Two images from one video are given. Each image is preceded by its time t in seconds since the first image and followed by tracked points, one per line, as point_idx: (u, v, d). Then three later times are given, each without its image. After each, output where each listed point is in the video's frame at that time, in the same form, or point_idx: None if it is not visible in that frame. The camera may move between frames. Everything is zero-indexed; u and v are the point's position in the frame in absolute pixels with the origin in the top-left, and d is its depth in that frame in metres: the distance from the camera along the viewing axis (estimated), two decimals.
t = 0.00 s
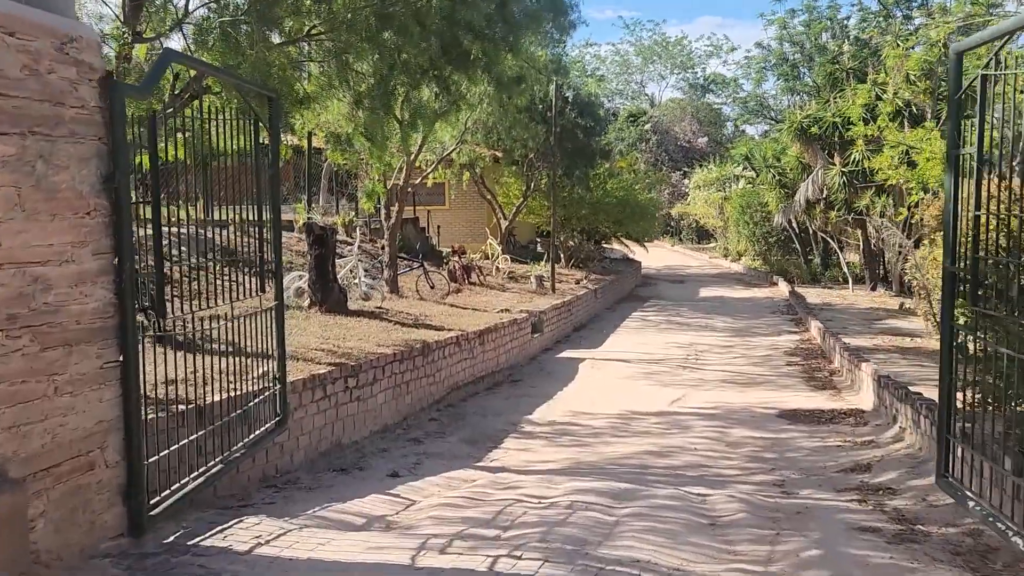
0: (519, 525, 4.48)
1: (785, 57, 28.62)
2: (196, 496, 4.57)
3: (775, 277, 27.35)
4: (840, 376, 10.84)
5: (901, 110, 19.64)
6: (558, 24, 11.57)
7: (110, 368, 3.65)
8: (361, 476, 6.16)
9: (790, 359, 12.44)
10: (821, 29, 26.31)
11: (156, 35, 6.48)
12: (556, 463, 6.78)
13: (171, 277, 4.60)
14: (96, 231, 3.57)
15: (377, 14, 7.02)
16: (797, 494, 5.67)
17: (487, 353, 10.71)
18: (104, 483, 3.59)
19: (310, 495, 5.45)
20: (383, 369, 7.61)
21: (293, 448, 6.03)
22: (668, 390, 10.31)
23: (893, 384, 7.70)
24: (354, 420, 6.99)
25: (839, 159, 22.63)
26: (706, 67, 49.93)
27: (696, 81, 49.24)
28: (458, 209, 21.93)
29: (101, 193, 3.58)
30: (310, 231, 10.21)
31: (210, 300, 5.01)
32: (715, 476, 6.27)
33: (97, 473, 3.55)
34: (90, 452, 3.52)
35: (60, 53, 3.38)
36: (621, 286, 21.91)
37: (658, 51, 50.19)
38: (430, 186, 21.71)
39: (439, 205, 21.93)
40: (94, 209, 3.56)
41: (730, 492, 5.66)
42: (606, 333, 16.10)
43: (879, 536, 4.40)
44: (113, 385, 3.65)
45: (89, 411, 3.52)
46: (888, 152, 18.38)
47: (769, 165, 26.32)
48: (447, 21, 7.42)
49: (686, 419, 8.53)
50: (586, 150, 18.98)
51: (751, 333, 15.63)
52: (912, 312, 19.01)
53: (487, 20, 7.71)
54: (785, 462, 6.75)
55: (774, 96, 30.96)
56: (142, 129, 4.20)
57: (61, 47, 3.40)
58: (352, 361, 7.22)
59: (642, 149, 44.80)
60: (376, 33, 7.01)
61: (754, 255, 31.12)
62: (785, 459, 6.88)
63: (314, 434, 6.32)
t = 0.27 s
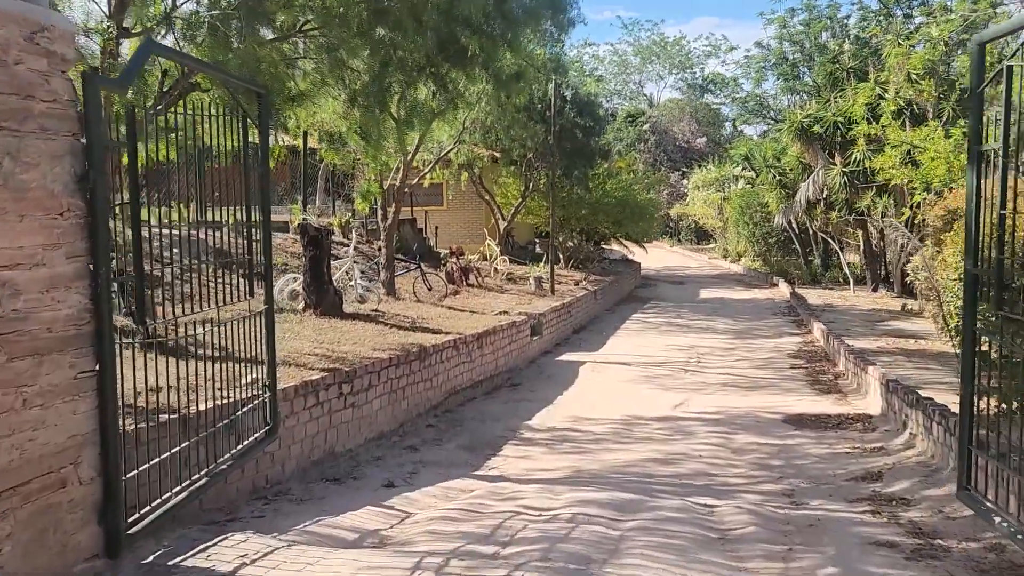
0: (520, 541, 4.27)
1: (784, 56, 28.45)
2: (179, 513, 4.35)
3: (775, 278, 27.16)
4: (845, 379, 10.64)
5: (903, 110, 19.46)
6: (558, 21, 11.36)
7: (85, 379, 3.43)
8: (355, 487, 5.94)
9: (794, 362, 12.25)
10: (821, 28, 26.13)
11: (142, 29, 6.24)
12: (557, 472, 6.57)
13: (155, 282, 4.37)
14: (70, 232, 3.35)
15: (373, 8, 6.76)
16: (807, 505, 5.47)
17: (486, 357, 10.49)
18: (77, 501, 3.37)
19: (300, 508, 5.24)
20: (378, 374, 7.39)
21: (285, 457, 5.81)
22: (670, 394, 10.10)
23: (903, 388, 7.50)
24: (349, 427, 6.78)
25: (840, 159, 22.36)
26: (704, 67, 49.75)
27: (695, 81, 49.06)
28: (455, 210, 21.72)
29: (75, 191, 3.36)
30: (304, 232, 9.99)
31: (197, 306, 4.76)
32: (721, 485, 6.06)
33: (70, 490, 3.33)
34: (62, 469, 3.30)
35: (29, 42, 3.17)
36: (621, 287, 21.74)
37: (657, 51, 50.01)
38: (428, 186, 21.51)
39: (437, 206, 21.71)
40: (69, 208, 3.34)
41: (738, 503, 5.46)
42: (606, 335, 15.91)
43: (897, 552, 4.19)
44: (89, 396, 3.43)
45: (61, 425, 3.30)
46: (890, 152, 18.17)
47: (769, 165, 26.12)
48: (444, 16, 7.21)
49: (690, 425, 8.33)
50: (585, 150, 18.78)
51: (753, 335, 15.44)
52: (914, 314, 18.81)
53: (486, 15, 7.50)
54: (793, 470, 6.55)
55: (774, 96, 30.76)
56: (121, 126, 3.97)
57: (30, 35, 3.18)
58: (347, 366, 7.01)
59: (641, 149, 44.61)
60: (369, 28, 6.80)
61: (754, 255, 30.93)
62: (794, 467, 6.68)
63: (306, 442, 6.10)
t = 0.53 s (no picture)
0: (516, 559, 4.03)
1: (787, 55, 28.21)
2: (156, 528, 4.12)
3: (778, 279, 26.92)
4: (851, 383, 10.40)
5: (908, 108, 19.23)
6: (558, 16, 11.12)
7: (49, 389, 3.18)
8: (346, 497, 5.71)
9: (799, 365, 12.01)
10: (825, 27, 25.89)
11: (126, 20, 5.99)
12: (556, 481, 6.33)
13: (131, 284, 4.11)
14: (34, 231, 3.10)
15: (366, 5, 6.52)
16: (818, 518, 5.23)
17: (484, 360, 10.26)
18: (41, 519, 3.13)
19: (286, 521, 5.00)
20: (372, 378, 7.15)
21: (273, 466, 5.58)
22: (673, 398, 9.86)
23: (914, 394, 7.26)
24: (341, 434, 6.54)
25: (844, 159, 22.09)
26: (706, 67, 49.55)
27: (696, 81, 48.82)
28: (455, 210, 21.48)
29: (39, 185, 3.12)
30: (299, 231, 9.76)
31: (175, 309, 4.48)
32: (727, 496, 5.82)
33: (31, 509, 3.08)
34: (24, 485, 3.06)
35: None
36: (622, 288, 21.51)
37: (658, 51, 49.74)
38: (427, 186, 21.28)
39: (437, 206, 21.49)
40: (32, 204, 3.10)
41: (745, 516, 5.22)
42: (607, 337, 15.68)
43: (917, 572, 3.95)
44: (55, 407, 3.19)
45: (22, 438, 3.06)
46: (894, 151, 17.95)
47: (772, 165, 25.87)
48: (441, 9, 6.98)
49: (693, 431, 8.09)
50: (586, 149, 18.54)
51: (756, 337, 15.21)
52: (919, 315, 18.57)
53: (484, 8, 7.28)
54: (802, 480, 6.32)
55: (777, 95, 30.52)
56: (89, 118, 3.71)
57: None
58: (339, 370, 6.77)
59: (642, 149, 44.40)
60: (358, 19, 6.58)
61: (756, 256, 30.70)
62: (802, 476, 6.45)
63: (295, 451, 5.87)
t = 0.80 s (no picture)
0: None
1: (790, 53, 27.98)
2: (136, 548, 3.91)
3: (780, 278, 26.68)
4: (859, 387, 10.17)
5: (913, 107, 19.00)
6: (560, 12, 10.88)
7: (16, 407, 2.94)
8: (338, 509, 5.50)
9: (804, 368, 11.80)
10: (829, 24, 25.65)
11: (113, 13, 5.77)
12: (558, 492, 6.10)
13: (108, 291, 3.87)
14: None
15: None
16: (831, 533, 5.01)
17: (483, 363, 10.04)
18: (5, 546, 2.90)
19: (276, 537, 4.79)
20: (367, 384, 6.93)
21: (263, 478, 5.37)
22: (676, 403, 9.63)
23: (928, 401, 7.04)
24: (334, 442, 6.33)
25: (847, 157, 21.81)
26: (707, 65, 49.30)
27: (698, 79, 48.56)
28: (454, 209, 21.26)
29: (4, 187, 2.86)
30: (294, 232, 9.53)
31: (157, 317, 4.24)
32: (736, 509, 5.60)
33: None
34: None
35: None
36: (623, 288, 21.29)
37: (659, 48, 49.45)
38: (426, 184, 21.06)
39: (436, 205, 21.27)
40: None
41: (755, 532, 4.99)
42: (608, 338, 15.46)
43: None
44: (21, 428, 2.94)
45: None
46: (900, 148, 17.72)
47: (775, 164, 25.62)
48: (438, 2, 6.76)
49: (698, 438, 7.86)
50: (586, 147, 18.31)
51: (759, 338, 14.99)
52: (924, 316, 18.33)
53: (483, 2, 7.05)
54: (811, 490, 6.10)
55: (780, 93, 30.26)
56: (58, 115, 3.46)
57: None
58: (334, 377, 6.56)
59: (643, 147, 44.15)
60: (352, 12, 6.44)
61: (758, 255, 30.46)
62: (812, 486, 6.23)
63: (286, 461, 5.65)
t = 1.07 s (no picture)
0: None
1: (791, 51, 27.76)
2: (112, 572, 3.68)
3: (781, 278, 26.47)
4: (865, 391, 9.95)
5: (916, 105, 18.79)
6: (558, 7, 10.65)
7: None
8: (330, 524, 5.27)
9: (808, 370, 11.56)
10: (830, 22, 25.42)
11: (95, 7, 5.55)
12: (559, 504, 5.88)
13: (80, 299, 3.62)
14: None
15: None
16: (845, 549, 4.78)
17: (482, 367, 9.82)
18: None
19: (263, 556, 4.56)
20: (361, 391, 6.70)
21: (251, 491, 5.14)
22: (679, 408, 9.41)
23: (940, 408, 6.83)
24: (327, 453, 6.10)
25: (849, 156, 21.58)
26: (707, 64, 49.09)
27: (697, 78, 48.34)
28: (452, 209, 21.04)
29: None
30: (288, 234, 9.31)
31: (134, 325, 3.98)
32: (743, 522, 5.38)
33: None
34: None
35: None
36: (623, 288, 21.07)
37: (658, 48, 49.21)
38: (424, 184, 20.83)
39: (434, 204, 21.05)
40: None
41: (765, 547, 4.78)
42: (608, 340, 15.22)
43: None
44: None
45: None
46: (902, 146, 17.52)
47: (776, 163, 25.39)
48: None
49: (702, 445, 7.64)
50: (586, 146, 18.08)
51: (762, 340, 14.76)
52: (928, 316, 18.11)
53: None
54: (822, 502, 5.87)
55: (781, 91, 30.03)
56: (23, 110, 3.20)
57: None
58: (327, 384, 6.33)
59: (642, 146, 43.94)
60: (344, 5, 6.27)
61: (759, 255, 30.24)
62: (822, 497, 6.00)
63: (276, 473, 5.42)
